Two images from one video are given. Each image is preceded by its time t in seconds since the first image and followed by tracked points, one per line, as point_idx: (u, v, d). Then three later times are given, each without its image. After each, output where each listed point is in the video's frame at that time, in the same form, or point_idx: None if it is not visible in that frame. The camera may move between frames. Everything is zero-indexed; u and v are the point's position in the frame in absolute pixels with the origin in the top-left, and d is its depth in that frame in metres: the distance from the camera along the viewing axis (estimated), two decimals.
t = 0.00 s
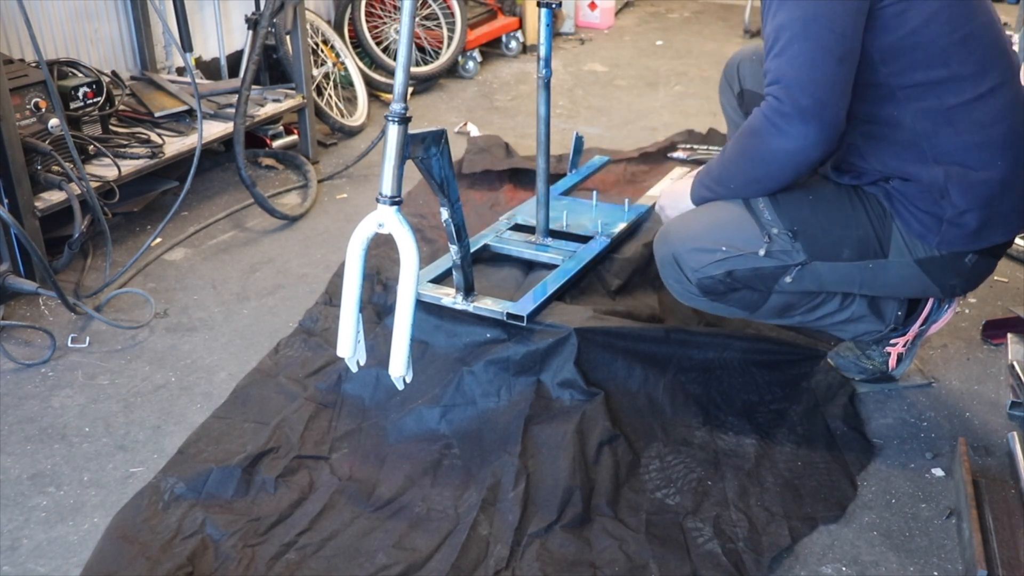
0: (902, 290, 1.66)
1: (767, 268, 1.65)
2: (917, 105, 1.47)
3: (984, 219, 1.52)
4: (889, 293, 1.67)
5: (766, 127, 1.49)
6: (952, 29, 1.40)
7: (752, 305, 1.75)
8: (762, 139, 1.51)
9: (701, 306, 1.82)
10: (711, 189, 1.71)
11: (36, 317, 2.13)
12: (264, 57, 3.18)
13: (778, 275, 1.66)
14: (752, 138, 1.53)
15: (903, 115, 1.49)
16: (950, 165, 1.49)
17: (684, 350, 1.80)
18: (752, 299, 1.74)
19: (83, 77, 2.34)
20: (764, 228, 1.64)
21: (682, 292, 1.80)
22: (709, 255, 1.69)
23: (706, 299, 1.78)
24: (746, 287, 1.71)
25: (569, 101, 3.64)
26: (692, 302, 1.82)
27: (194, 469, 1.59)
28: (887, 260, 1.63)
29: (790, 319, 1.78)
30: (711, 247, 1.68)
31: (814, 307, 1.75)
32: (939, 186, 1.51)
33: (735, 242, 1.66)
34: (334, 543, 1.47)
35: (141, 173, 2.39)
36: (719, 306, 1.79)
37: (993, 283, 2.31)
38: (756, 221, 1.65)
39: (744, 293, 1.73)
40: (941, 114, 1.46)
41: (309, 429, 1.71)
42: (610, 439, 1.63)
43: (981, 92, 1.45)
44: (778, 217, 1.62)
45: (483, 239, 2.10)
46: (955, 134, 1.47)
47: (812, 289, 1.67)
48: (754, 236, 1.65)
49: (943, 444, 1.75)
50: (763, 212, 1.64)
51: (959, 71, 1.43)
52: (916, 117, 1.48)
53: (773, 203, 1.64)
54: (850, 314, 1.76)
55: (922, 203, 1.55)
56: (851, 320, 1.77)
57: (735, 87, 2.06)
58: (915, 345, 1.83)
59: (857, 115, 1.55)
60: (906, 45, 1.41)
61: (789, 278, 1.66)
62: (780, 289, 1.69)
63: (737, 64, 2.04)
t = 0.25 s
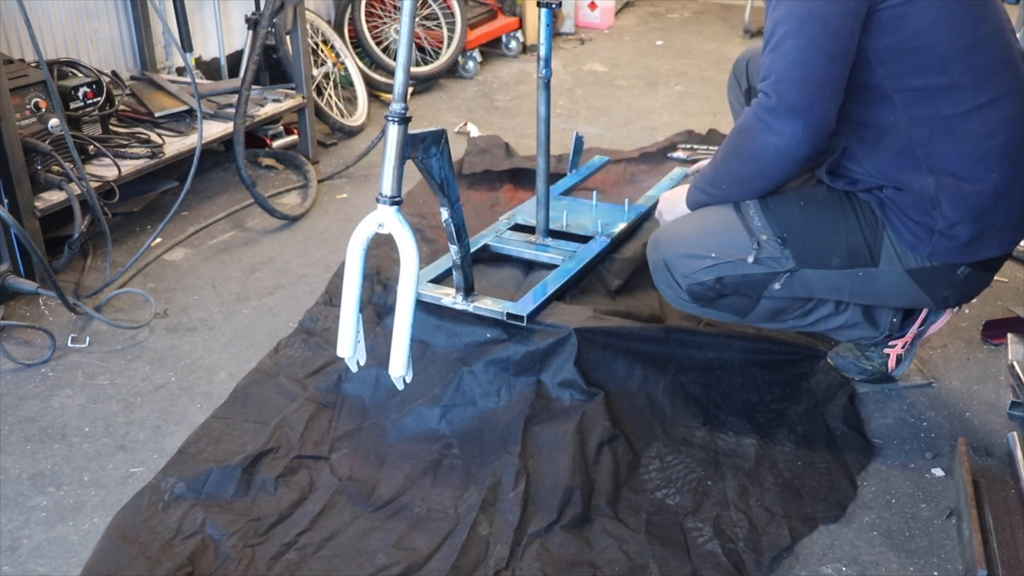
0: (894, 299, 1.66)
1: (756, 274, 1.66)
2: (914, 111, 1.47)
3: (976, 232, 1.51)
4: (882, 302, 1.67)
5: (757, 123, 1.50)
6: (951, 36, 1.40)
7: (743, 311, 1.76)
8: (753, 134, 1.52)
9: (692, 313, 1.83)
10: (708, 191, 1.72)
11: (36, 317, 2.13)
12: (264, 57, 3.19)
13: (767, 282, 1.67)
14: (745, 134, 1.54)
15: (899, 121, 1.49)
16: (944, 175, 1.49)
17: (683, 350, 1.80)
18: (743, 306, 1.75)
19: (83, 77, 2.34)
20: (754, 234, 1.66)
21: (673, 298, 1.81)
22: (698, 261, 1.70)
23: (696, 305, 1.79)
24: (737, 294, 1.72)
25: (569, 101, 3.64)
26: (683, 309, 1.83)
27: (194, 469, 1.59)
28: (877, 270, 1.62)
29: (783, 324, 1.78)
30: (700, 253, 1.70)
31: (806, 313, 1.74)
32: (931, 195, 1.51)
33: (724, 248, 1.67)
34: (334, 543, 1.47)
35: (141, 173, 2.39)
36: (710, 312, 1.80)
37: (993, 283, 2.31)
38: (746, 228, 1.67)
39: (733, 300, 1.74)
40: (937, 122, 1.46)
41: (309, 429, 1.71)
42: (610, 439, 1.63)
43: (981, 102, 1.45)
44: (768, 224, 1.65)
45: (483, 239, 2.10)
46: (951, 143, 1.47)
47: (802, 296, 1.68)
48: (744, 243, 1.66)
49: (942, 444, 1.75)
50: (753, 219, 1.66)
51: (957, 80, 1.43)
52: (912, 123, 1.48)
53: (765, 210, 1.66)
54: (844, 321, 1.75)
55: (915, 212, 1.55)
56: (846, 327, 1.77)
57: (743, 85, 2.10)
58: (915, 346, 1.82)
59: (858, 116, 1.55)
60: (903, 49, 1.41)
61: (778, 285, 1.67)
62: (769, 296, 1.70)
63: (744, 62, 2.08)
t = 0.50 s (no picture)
0: (894, 299, 1.66)
1: (758, 275, 1.66)
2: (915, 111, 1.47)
3: (976, 231, 1.52)
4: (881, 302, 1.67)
5: (758, 127, 1.49)
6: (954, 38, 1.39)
7: (744, 311, 1.76)
8: (753, 138, 1.51)
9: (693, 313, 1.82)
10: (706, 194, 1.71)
11: (36, 317, 2.13)
12: (264, 57, 3.19)
13: (769, 283, 1.67)
14: (744, 138, 1.54)
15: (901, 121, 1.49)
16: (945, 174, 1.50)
17: (683, 350, 1.80)
18: (744, 306, 1.74)
19: (83, 77, 2.34)
20: (755, 235, 1.65)
21: (674, 299, 1.81)
22: (699, 263, 1.70)
23: (697, 306, 1.78)
24: (738, 294, 1.72)
25: (569, 101, 3.65)
26: (684, 310, 1.82)
27: (194, 469, 1.59)
28: (878, 269, 1.62)
29: (784, 324, 1.78)
30: (701, 255, 1.69)
31: (807, 313, 1.74)
32: (932, 195, 1.51)
33: (725, 250, 1.67)
34: (334, 543, 1.47)
35: (141, 173, 2.39)
36: (711, 313, 1.79)
37: (994, 283, 2.31)
38: (746, 230, 1.66)
39: (734, 300, 1.74)
40: (939, 123, 1.46)
41: (309, 429, 1.71)
42: (610, 439, 1.63)
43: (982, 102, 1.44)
44: (768, 225, 1.64)
45: (483, 239, 2.10)
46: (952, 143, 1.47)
47: (803, 296, 1.68)
48: (745, 244, 1.66)
49: (942, 444, 1.75)
50: (754, 220, 1.65)
51: (960, 80, 1.42)
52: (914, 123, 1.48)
53: (765, 211, 1.66)
54: (843, 322, 1.75)
55: (916, 211, 1.55)
56: (845, 327, 1.77)
57: (739, 86, 2.10)
58: (914, 345, 1.83)
59: (858, 116, 1.55)
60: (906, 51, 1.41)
61: (779, 286, 1.66)
62: (771, 297, 1.70)
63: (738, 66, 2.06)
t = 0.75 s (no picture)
0: (901, 293, 1.66)
1: (768, 272, 1.66)
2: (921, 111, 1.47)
3: (981, 218, 1.54)
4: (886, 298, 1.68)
5: (763, 121, 1.48)
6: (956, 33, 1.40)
7: (751, 310, 1.75)
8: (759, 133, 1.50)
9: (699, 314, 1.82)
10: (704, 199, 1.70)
11: (36, 317, 2.13)
12: (264, 57, 3.19)
13: (779, 279, 1.67)
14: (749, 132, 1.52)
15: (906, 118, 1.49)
16: (949, 164, 1.50)
17: (684, 350, 1.80)
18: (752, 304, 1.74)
19: (83, 77, 2.34)
20: (763, 232, 1.65)
21: (680, 300, 1.80)
22: (708, 261, 1.69)
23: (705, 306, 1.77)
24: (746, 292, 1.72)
25: (569, 101, 3.65)
26: (690, 311, 1.81)
27: (194, 469, 1.59)
28: (886, 263, 1.63)
29: (789, 323, 1.77)
30: (709, 253, 1.69)
31: (812, 311, 1.74)
32: (938, 185, 1.52)
33: (734, 248, 1.67)
34: (334, 543, 1.47)
35: (141, 172, 2.39)
36: (716, 313, 1.79)
37: (993, 283, 2.31)
38: (754, 227, 1.66)
39: (743, 298, 1.73)
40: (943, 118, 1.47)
41: (309, 429, 1.71)
42: (610, 439, 1.63)
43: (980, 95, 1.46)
44: (776, 222, 1.64)
45: (483, 239, 2.10)
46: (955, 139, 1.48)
47: (812, 292, 1.68)
48: (754, 241, 1.66)
49: (943, 444, 1.75)
50: (761, 217, 1.65)
51: (962, 75, 1.43)
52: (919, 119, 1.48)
53: (772, 208, 1.65)
54: (848, 319, 1.75)
55: (921, 204, 1.56)
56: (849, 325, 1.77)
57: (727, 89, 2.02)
58: (914, 343, 1.83)
59: (859, 114, 1.55)
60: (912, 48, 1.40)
61: (789, 282, 1.66)
62: (780, 294, 1.70)
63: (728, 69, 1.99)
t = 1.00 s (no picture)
0: (910, 279, 1.66)
1: (783, 249, 1.65)
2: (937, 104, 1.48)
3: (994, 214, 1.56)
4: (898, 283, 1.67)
5: (777, 141, 1.48)
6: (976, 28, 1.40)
7: (766, 290, 1.75)
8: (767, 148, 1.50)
9: (716, 295, 1.82)
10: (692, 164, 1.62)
11: (36, 317, 2.13)
12: (264, 57, 3.19)
13: (793, 257, 1.66)
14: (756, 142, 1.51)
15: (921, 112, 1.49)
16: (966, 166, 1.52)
17: (684, 350, 1.80)
18: (766, 284, 1.74)
19: (83, 77, 2.34)
20: (779, 210, 1.64)
21: (697, 280, 1.81)
22: (724, 237, 1.70)
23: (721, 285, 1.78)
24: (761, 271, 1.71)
25: (569, 101, 3.65)
26: (705, 291, 1.82)
27: (194, 469, 1.59)
28: (898, 246, 1.62)
29: (801, 309, 1.80)
30: (727, 229, 1.69)
31: (826, 296, 1.76)
32: (954, 184, 1.54)
33: (751, 224, 1.67)
34: (334, 543, 1.47)
35: (141, 172, 2.39)
36: (733, 294, 1.79)
37: (993, 283, 2.31)
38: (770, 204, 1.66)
39: (758, 277, 1.73)
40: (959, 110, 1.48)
41: (309, 429, 1.71)
42: (610, 439, 1.63)
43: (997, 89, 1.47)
44: (792, 199, 1.62)
45: (483, 239, 2.10)
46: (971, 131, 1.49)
47: (825, 273, 1.67)
48: (769, 218, 1.65)
49: (943, 444, 1.75)
50: (776, 195, 1.64)
51: (982, 72, 1.44)
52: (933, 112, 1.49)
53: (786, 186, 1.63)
54: (859, 305, 1.77)
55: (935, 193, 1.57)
56: (859, 312, 1.80)
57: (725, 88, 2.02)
58: (917, 343, 1.83)
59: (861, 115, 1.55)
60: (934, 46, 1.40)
61: (804, 260, 1.65)
62: (794, 273, 1.69)
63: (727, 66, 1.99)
